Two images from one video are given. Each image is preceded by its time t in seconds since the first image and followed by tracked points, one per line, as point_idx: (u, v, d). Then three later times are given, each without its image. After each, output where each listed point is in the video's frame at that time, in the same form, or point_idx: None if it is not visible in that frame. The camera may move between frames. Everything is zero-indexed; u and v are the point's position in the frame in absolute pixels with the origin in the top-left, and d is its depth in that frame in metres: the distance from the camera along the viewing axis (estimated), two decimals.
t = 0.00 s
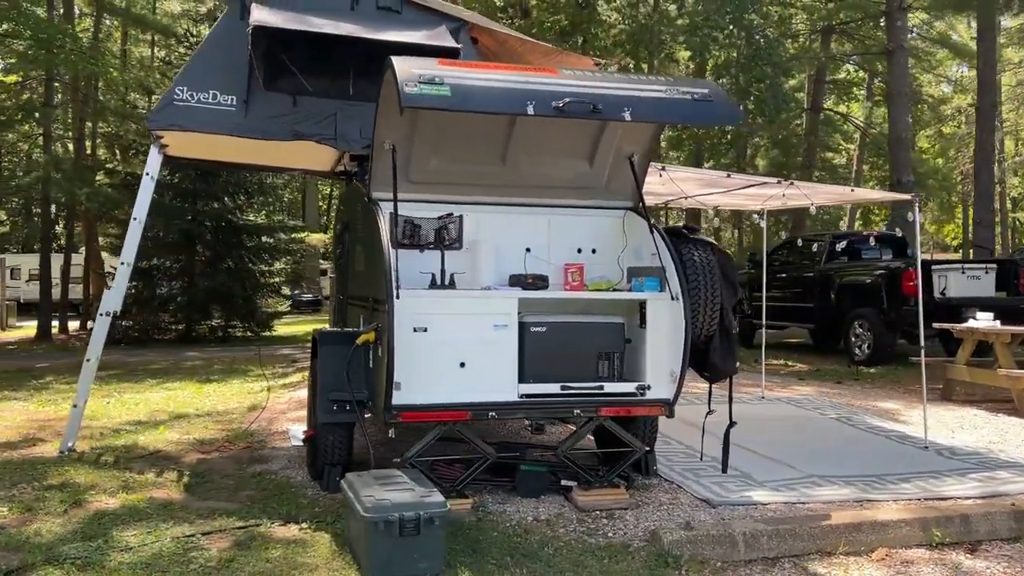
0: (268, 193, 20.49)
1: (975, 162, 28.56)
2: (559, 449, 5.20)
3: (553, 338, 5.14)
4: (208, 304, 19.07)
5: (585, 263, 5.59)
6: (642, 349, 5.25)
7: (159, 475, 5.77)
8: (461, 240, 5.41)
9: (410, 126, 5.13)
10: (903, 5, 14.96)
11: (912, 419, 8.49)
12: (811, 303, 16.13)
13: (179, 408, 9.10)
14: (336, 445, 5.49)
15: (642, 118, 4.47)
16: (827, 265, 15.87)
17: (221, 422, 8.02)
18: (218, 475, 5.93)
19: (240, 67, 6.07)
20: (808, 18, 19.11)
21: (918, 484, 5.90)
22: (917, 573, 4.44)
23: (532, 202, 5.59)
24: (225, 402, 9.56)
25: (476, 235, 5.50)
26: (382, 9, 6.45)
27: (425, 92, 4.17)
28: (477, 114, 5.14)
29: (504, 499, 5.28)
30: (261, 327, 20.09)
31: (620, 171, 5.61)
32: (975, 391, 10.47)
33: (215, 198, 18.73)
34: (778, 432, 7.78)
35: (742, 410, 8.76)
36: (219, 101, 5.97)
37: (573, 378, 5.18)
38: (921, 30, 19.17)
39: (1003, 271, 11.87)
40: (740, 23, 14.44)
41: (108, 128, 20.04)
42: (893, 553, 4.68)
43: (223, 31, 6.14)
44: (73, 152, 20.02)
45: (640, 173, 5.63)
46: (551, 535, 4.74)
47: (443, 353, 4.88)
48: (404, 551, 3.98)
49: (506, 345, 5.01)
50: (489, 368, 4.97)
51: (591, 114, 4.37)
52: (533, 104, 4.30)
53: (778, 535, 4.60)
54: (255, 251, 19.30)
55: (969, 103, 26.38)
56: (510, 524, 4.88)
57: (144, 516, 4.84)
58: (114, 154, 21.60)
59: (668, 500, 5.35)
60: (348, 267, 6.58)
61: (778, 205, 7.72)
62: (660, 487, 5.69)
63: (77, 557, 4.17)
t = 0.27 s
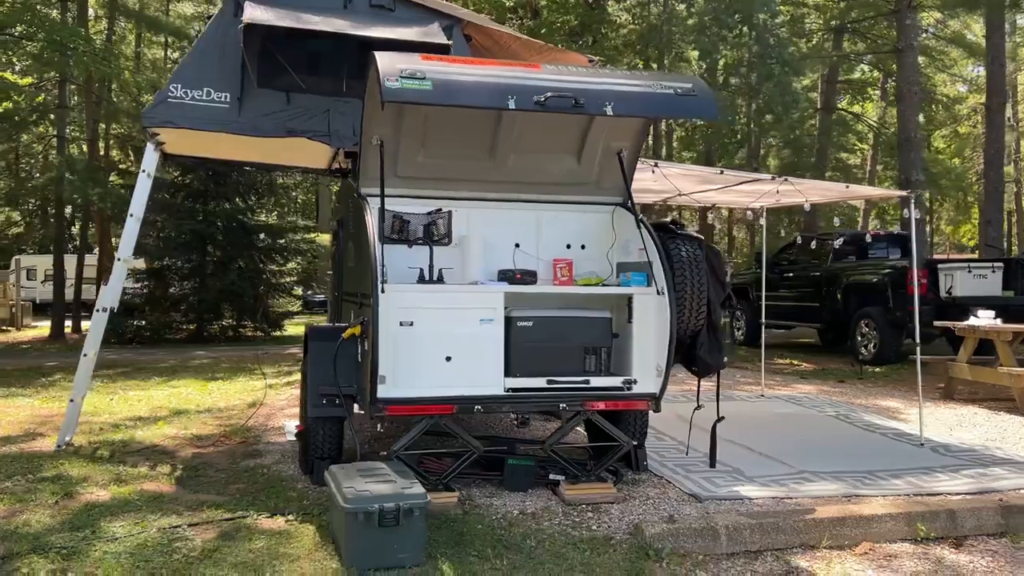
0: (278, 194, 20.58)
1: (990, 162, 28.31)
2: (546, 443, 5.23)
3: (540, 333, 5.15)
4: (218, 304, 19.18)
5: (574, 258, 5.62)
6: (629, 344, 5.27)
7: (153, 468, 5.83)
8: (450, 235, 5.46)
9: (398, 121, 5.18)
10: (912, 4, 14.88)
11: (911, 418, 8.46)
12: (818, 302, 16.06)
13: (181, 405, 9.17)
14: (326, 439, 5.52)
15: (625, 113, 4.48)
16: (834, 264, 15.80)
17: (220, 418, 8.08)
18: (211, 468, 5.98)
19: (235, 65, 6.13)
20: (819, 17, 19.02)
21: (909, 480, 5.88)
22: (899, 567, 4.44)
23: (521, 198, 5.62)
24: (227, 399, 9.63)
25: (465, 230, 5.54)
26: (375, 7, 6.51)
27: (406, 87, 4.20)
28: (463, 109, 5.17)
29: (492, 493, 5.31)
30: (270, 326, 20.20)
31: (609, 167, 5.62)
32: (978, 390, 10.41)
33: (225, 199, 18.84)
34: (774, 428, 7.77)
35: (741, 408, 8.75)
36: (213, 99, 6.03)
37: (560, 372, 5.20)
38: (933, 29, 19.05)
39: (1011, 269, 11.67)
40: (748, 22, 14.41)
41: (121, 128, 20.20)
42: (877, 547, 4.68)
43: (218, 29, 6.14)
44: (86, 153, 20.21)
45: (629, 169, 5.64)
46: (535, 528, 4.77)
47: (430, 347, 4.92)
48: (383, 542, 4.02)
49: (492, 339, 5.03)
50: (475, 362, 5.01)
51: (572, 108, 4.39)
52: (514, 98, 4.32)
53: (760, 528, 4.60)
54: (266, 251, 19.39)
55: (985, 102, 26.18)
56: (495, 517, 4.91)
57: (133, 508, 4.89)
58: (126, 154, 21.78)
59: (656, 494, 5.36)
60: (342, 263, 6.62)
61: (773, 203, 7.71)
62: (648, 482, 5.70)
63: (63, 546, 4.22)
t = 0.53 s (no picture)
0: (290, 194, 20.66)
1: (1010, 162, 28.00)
2: (534, 440, 5.23)
3: (527, 331, 5.14)
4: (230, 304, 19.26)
5: (564, 257, 5.62)
6: (617, 342, 5.26)
7: (147, 464, 5.88)
8: (440, 233, 5.48)
9: (388, 120, 5.19)
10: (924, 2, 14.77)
11: (913, 418, 8.40)
12: (827, 302, 15.97)
13: (184, 403, 9.23)
14: (317, 437, 5.51)
15: (608, 111, 4.47)
16: (844, 264, 15.70)
17: (220, 415, 8.14)
18: (205, 465, 6.03)
19: (230, 64, 6.18)
20: (834, 16, 18.90)
21: (902, 481, 5.85)
22: (884, 567, 4.42)
23: (511, 195, 5.62)
24: (230, 397, 9.68)
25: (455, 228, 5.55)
26: (370, 6, 6.52)
27: (388, 84, 4.23)
28: (451, 107, 5.17)
29: (480, 490, 5.31)
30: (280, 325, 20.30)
31: (599, 165, 5.62)
32: (985, 391, 10.32)
33: (239, 199, 18.91)
34: (773, 428, 7.74)
35: (741, 408, 8.72)
36: (208, 98, 6.10)
37: (548, 370, 5.20)
38: (950, 28, 18.88)
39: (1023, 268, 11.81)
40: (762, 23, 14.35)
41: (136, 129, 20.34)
42: (863, 547, 4.66)
43: (212, 29, 6.17)
44: (101, 153, 20.37)
45: (619, 167, 5.64)
46: (520, 525, 4.77)
47: (416, 345, 4.93)
48: (364, 539, 4.05)
49: (479, 337, 5.04)
50: (461, 360, 5.01)
51: (555, 106, 4.39)
52: (496, 96, 4.33)
53: (745, 527, 4.59)
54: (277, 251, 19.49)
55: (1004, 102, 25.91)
56: (481, 514, 4.92)
57: (122, 503, 4.94)
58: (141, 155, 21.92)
59: (644, 493, 5.36)
60: (337, 261, 6.64)
61: (769, 202, 7.70)
62: (639, 480, 5.70)
63: (49, 540, 4.27)
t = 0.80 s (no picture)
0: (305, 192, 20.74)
1: None
2: (528, 436, 5.21)
3: (521, 326, 5.11)
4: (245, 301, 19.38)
5: (561, 252, 5.59)
6: (612, 338, 5.23)
7: (146, 458, 5.91)
8: (436, 229, 5.47)
9: (383, 115, 5.18)
10: None
11: (921, 417, 8.31)
12: (842, 301, 15.83)
13: (191, 398, 9.29)
14: (314, 432, 5.49)
15: (599, 105, 4.45)
16: (859, 262, 15.56)
17: (224, 409, 8.18)
18: (204, 458, 6.06)
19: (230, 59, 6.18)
20: (854, 13, 18.72)
21: (903, 480, 5.78)
22: (877, 565, 4.37)
23: (508, 190, 5.60)
24: (237, 392, 9.71)
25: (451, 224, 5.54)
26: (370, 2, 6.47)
27: (377, 79, 4.23)
28: (446, 102, 5.16)
29: (475, 486, 5.31)
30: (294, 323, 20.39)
31: (596, 160, 5.60)
32: (997, 391, 10.19)
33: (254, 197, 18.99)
34: (777, 425, 7.68)
35: (746, 406, 8.66)
36: (208, 93, 6.10)
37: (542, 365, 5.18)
38: (972, 25, 18.65)
39: None
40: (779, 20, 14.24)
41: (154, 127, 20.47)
42: (856, 545, 4.61)
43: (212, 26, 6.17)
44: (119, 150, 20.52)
45: (616, 162, 5.60)
46: (511, 521, 4.76)
47: (409, 339, 4.92)
48: (351, 532, 4.05)
49: (472, 332, 5.03)
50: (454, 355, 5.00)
51: (546, 100, 4.38)
52: (486, 90, 4.32)
53: (737, 524, 4.56)
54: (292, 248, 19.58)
55: None
56: (473, 510, 4.91)
57: (117, 496, 4.97)
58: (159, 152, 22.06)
59: (639, 489, 5.32)
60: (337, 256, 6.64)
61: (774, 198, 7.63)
62: (635, 477, 5.67)
63: (40, 531, 4.30)
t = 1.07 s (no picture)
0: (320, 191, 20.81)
1: None
2: (521, 434, 5.19)
3: (514, 324, 5.09)
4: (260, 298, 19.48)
5: (556, 250, 5.57)
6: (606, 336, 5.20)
7: (144, 453, 5.93)
8: (431, 226, 5.47)
9: (376, 112, 5.16)
10: None
11: (929, 418, 8.20)
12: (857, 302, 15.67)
13: (198, 394, 9.33)
14: (309, 430, 5.40)
15: (589, 102, 4.41)
16: (874, 262, 15.40)
17: (229, 406, 8.21)
18: (202, 454, 6.07)
19: (229, 57, 6.19)
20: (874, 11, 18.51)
21: (904, 481, 5.70)
22: (869, 568, 4.31)
23: (503, 188, 5.58)
24: (244, 389, 9.74)
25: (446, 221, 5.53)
26: None
27: (364, 75, 4.22)
28: (439, 100, 5.14)
29: (468, 484, 5.29)
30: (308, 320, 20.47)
31: (592, 159, 5.57)
32: (1011, 393, 10.05)
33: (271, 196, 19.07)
34: (781, 425, 7.60)
35: (752, 407, 8.58)
36: (207, 91, 6.12)
37: (534, 363, 5.15)
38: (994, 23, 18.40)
39: None
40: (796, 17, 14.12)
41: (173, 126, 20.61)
42: (850, 547, 4.55)
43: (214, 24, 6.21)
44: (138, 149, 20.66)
45: (613, 160, 5.56)
46: (501, 519, 4.74)
47: (400, 336, 4.91)
48: (336, 528, 4.05)
49: (465, 330, 5.00)
50: (446, 353, 4.98)
51: (535, 97, 4.35)
52: (473, 87, 4.30)
53: (728, 525, 4.51)
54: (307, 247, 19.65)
55: None
56: (464, 508, 4.89)
57: (110, 491, 4.99)
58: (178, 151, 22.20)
59: (633, 489, 5.28)
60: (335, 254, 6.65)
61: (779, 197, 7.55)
62: (631, 477, 5.63)
63: (31, 526, 4.31)
